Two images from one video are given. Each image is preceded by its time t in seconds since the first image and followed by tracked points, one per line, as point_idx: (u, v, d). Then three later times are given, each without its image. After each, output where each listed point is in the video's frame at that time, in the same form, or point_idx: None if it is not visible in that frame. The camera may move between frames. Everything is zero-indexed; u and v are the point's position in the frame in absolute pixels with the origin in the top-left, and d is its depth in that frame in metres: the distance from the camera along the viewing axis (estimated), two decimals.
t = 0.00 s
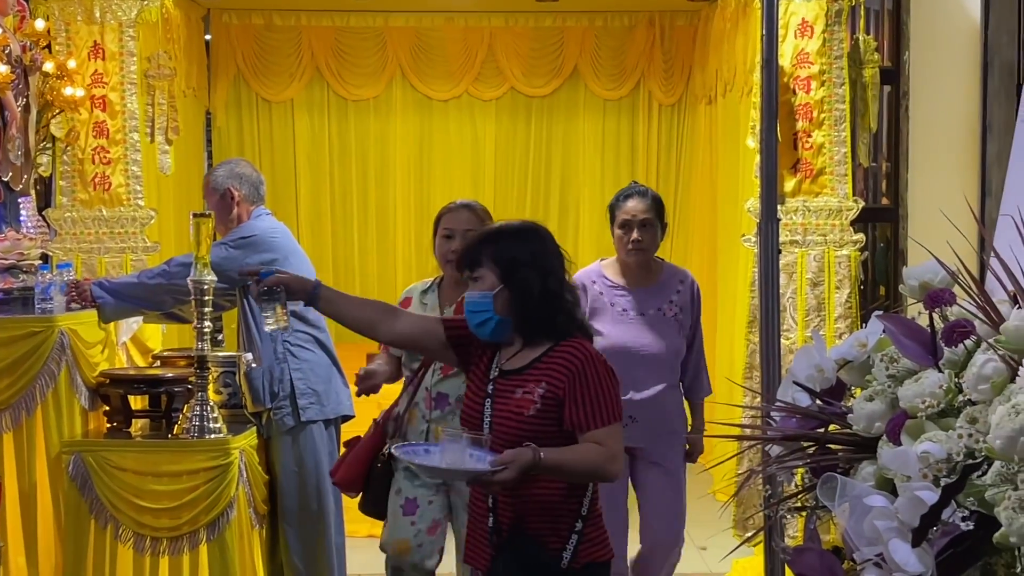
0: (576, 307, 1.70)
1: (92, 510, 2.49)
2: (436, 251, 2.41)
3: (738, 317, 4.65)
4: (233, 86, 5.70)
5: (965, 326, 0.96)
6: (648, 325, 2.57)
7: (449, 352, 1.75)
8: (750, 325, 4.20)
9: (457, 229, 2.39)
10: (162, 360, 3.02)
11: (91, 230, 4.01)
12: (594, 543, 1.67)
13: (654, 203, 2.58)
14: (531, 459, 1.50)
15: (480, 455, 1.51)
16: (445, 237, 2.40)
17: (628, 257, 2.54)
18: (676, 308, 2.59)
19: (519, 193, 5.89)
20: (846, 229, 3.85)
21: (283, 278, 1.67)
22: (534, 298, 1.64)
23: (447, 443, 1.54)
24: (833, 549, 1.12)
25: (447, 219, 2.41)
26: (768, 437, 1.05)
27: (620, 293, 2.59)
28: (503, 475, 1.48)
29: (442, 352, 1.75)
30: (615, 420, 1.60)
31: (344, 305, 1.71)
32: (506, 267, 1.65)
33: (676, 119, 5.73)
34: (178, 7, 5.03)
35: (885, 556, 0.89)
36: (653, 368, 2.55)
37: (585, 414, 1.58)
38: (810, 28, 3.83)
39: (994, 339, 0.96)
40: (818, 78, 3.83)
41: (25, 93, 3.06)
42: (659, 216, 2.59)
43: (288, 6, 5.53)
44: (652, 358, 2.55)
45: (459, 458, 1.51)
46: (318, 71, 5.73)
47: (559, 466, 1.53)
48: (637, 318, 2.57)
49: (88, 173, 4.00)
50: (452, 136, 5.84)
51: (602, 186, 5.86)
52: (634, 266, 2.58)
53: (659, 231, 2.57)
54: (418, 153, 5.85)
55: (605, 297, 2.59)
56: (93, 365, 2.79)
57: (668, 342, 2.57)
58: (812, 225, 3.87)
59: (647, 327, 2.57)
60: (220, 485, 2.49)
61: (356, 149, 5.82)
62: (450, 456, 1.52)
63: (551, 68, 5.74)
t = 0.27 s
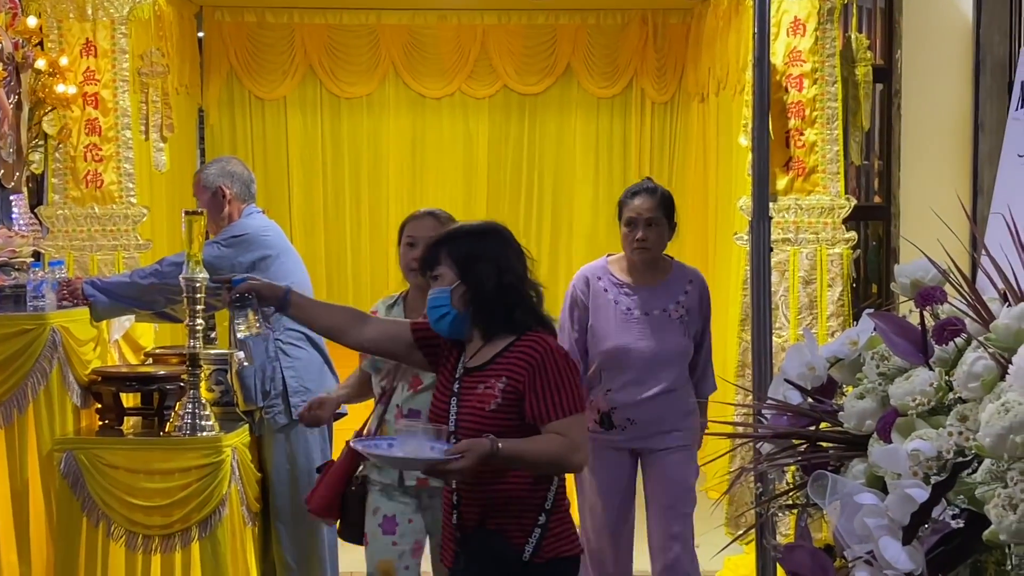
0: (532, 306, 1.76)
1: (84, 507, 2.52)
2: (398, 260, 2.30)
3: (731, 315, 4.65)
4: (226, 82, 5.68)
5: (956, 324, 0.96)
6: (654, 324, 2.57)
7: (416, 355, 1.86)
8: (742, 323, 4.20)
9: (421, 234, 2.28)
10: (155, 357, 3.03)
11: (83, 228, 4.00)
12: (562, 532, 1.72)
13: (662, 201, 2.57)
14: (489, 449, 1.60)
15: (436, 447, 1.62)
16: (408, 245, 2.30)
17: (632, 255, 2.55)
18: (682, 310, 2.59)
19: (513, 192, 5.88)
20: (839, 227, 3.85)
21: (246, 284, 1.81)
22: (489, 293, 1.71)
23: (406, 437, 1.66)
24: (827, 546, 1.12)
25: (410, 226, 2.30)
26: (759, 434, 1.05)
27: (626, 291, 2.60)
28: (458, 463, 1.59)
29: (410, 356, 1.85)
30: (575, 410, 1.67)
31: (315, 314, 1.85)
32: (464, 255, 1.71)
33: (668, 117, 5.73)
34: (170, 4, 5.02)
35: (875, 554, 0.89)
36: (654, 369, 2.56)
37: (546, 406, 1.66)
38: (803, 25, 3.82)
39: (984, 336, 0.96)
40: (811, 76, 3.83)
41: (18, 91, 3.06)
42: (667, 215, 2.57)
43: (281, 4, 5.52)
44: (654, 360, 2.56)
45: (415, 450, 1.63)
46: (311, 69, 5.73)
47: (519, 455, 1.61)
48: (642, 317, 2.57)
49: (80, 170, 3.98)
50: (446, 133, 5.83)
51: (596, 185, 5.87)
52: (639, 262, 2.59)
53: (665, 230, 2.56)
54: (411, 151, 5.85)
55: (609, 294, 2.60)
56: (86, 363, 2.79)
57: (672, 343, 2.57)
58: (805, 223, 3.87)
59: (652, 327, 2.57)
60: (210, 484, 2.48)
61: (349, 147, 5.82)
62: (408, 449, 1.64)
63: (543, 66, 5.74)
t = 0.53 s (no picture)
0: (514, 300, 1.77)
1: (77, 505, 2.51)
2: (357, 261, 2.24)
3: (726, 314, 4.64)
4: (219, 79, 5.66)
5: (947, 322, 0.96)
6: (666, 323, 2.54)
7: (407, 370, 1.90)
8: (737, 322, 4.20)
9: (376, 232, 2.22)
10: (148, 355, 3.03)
11: (77, 226, 3.98)
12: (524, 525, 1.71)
13: (677, 196, 2.56)
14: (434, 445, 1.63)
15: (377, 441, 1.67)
16: (364, 246, 2.24)
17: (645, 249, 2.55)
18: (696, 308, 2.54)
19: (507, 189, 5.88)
20: (833, 225, 3.86)
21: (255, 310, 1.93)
22: (453, 293, 1.70)
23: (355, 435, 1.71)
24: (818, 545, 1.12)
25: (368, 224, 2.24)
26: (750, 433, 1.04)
27: (640, 289, 2.57)
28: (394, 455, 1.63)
29: (400, 373, 1.90)
30: (532, 409, 1.67)
31: (318, 349, 1.95)
32: (433, 259, 1.70)
33: (663, 115, 5.74)
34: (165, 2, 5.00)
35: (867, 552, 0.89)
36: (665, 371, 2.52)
37: (500, 405, 1.66)
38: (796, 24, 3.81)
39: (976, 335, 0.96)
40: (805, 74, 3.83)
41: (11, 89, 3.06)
42: (682, 210, 2.56)
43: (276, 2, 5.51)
44: (665, 360, 2.52)
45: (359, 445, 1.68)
46: (305, 68, 5.72)
47: (463, 452, 1.63)
48: (655, 315, 2.55)
49: (74, 169, 3.98)
50: (441, 131, 5.82)
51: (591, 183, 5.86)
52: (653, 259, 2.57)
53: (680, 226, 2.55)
54: (406, 148, 5.84)
55: (624, 292, 2.58)
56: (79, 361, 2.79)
57: (684, 343, 2.52)
58: (799, 222, 3.87)
59: (664, 327, 2.54)
60: (206, 481, 2.50)
61: (344, 145, 5.81)
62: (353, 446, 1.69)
63: (538, 64, 5.73)
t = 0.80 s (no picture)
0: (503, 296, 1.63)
1: (77, 503, 2.53)
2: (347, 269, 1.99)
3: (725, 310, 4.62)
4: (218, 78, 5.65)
5: (945, 321, 0.96)
6: (667, 323, 2.34)
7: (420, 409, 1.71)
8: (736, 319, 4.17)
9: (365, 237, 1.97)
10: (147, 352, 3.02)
11: (76, 224, 3.98)
12: (480, 526, 1.48)
13: (675, 192, 2.38)
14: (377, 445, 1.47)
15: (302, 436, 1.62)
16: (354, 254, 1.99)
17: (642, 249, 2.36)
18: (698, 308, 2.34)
19: (507, 183, 5.90)
20: (831, 223, 3.82)
21: (313, 363, 1.81)
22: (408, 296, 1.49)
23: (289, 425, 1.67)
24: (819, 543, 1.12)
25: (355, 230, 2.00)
26: (751, 430, 1.05)
27: (641, 290, 2.39)
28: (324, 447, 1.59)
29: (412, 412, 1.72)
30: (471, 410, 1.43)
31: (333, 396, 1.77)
32: (406, 264, 1.48)
33: (663, 112, 5.73)
34: None
35: (865, 549, 0.89)
36: (663, 375, 2.33)
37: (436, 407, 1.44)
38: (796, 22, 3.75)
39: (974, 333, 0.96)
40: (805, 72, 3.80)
41: (10, 86, 3.06)
42: (680, 208, 2.38)
43: None
44: (666, 362, 2.33)
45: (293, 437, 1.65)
46: (304, 66, 5.69)
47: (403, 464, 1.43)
48: (655, 316, 2.35)
49: (73, 167, 3.98)
50: (440, 130, 5.83)
51: (591, 180, 5.87)
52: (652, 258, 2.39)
53: (678, 223, 2.37)
54: (405, 147, 5.85)
55: (624, 292, 2.40)
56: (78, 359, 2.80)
57: (683, 346, 2.33)
58: (798, 220, 3.83)
59: (664, 327, 2.35)
60: (204, 480, 2.50)
61: (343, 142, 5.81)
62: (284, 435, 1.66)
63: (537, 62, 5.71)
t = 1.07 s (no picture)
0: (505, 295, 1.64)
1: (78, 501, 2.54)
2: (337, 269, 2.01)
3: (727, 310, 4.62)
4: (220, 77, 5.65)
5: (948, 320, 0.96)
6: (647, 326, 2.28)
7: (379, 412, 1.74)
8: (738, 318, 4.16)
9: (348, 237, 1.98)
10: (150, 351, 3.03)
11: (78, 223, 3.99)
12: (421, 526, 1.52)
13: (651, 192, 2.33)
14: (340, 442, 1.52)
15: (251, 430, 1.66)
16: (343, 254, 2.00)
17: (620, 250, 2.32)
18: (678, 309, 2.28)
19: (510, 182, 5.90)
20: (834, 222, 3.82)
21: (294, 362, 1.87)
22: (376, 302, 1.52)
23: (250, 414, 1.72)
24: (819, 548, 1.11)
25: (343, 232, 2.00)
26: (752, 428, 1.06)
27: (619, 293, 2.33)
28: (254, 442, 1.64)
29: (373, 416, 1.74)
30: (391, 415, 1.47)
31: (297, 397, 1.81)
32: (373, 266, 1.54)
33: (666, 111, 5.73)
34: None
35: (867, 549, 0.88)
36: (640, 380, 2.27)
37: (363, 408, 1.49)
38: (798, 20, 3.76)
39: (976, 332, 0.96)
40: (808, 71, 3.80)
41: (13, 85, 3.06)
42: (658, 208, 2.33)
43: None
44: (646, 365, 2.27)
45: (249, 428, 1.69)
46: (307, 64, 5.70)
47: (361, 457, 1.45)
48: (634, 318, 2.30)
49: (76, 165, 3.99)
50: (443, 129, 5.82)
51: (593, 179, 5.87)
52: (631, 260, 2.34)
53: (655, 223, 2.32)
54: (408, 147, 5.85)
55: (603, 296, 2.35)
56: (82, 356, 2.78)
57: (662, 348, 2.27)
58: (800, 218, 3.83)
59: (642, 330, 2.28)
60: (207, 477, 2.51)
61: (346, 141, 5.82)
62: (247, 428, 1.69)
63: (539, 61, 5.71)
